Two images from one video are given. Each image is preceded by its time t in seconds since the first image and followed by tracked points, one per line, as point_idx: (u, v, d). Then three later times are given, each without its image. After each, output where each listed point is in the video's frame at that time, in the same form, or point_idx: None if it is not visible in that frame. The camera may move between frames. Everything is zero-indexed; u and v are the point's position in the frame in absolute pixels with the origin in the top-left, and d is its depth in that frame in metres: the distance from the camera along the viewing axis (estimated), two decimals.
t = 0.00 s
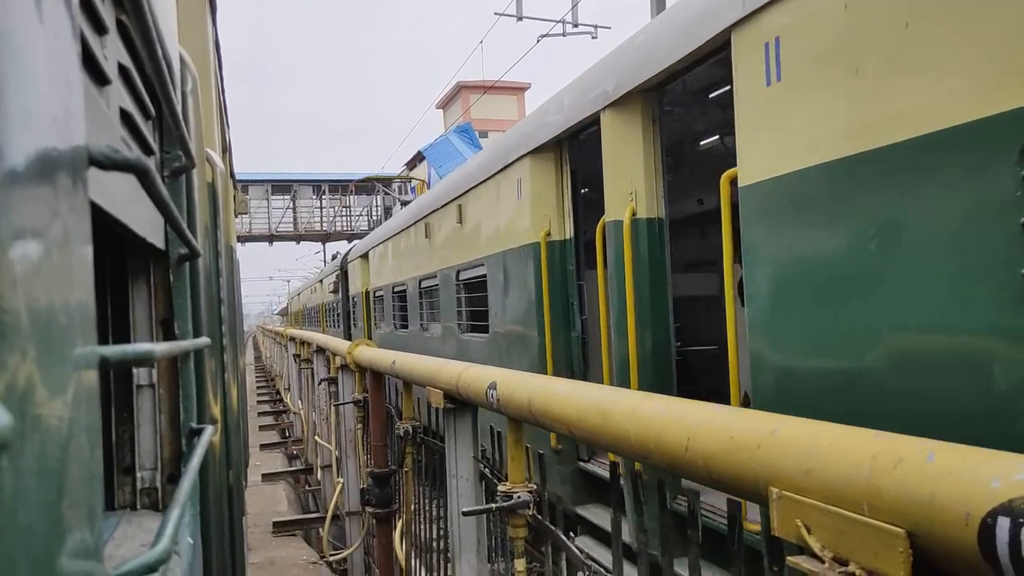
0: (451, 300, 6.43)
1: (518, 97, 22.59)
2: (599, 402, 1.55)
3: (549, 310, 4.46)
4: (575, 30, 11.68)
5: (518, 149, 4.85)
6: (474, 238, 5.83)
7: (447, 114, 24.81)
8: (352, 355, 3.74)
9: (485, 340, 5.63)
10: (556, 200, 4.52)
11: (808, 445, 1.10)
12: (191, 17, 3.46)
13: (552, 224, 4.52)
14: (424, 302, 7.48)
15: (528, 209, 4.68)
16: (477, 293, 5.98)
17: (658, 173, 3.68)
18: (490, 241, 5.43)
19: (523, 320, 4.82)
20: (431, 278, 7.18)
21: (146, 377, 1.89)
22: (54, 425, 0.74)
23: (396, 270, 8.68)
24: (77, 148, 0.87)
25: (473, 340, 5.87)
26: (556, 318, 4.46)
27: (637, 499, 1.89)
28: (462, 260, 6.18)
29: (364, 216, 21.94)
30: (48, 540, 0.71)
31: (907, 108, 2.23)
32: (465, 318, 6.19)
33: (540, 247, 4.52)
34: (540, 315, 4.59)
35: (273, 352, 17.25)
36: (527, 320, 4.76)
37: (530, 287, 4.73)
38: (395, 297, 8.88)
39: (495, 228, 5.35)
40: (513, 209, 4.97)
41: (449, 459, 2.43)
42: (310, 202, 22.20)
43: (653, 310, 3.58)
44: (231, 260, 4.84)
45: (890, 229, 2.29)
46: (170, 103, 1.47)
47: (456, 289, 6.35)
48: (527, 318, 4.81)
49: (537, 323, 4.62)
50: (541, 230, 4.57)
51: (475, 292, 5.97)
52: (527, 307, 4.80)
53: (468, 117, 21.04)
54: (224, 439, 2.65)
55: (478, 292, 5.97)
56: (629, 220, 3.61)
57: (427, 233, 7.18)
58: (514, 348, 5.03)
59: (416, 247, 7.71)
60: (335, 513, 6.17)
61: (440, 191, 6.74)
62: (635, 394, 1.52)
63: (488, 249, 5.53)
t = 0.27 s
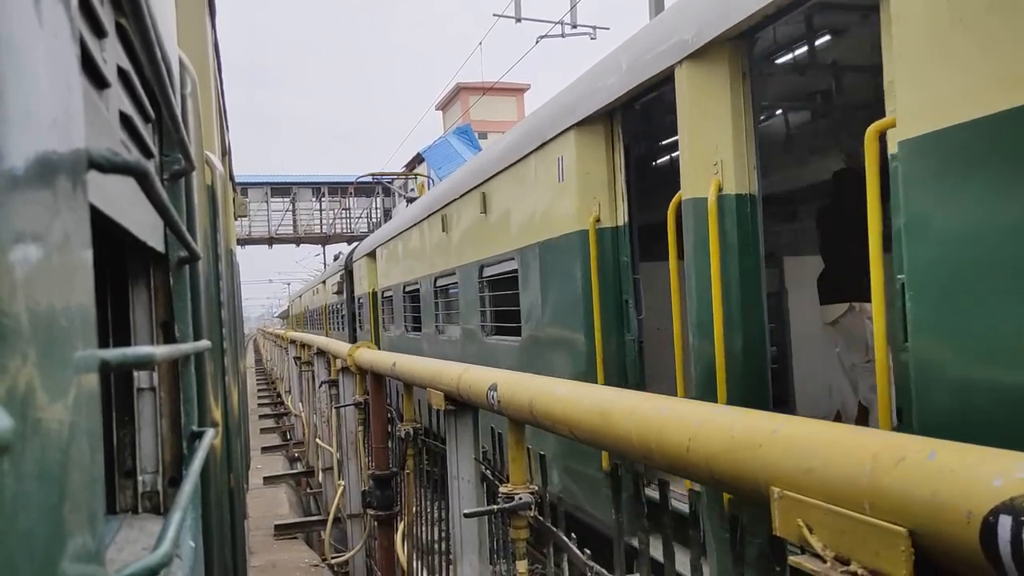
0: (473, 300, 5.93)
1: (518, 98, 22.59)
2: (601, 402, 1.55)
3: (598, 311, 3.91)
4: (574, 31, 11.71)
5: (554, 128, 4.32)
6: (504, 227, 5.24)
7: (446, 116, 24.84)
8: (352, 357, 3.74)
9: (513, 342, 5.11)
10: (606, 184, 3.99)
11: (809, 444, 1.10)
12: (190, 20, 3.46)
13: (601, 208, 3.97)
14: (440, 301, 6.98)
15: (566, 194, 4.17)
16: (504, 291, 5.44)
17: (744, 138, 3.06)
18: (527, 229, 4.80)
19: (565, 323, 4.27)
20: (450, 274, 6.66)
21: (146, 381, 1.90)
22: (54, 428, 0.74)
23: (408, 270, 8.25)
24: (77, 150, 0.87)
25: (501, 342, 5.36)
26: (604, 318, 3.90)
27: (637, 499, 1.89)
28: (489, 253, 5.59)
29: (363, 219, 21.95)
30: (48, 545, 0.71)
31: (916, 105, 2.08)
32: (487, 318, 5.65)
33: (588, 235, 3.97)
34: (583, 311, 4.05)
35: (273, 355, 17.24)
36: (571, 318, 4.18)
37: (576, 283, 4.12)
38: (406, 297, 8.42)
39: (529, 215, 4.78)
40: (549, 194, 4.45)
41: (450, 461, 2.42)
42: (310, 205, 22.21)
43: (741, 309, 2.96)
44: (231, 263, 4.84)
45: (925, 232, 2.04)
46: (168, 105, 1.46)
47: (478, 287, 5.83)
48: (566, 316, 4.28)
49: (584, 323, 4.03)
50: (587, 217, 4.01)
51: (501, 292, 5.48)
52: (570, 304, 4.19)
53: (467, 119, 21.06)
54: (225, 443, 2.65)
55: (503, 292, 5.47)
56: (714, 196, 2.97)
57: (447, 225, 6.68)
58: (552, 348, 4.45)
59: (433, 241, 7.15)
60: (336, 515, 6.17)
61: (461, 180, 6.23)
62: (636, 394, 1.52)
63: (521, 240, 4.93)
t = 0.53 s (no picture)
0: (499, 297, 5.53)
1: (517, 99, 22.58)
2: (602, 403, 1.55)
3: (661, 305, 3.54)
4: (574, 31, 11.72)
5: (602, 102, 3.95)
6: (541, 215, 4.80)
7: (446, 117, 24.83)
8: (353, 359, 3.74)
9: (548, 344, 4.75)
10: (671, 158, 3.62)
11: (810, 444, 1.10)
12: (190, 22, 3.46)
13: (663, 187, 3.60)
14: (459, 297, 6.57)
15: (619, 175, 3.77)
16: (536, 289, 5.05)
17: (871, 86, 2.50)
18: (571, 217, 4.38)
19: (620, 320, 3.87)
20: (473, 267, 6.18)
21: (147, 382, 1.90)
22: (55, 429, 0.74)
23: (422, 264, 7.86)
24: (77, 150, 0.87)
25: (535, 343, 4.98)
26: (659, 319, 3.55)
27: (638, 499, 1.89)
28: (524, 244, 5.13)
29: (364, 220, 21.95)
30: (48, 547, 0.71)
31: None
32: (516, 318, 5.28)
33: (649, 220, 3.57)
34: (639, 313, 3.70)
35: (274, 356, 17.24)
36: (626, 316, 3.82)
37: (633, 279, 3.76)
38: (420, 295, 8.07)
39: (573, 200, 4.36)
40: (595, 178, 4.07)
41: (451, 462, 2.42)
42: (310, 206, 22.21)
43: (872, 300, 2.43)
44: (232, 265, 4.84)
45: None
46: (168, 106, 1.46)
47: (505, 283, 5.44)
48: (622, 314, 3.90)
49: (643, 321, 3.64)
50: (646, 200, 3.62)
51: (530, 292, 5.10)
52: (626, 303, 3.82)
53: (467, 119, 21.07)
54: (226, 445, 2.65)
55: (536, 291, 5.08)
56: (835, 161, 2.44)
57: (469, 215, 6.23)
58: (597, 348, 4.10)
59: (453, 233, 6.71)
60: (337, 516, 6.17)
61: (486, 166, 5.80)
62: (637, 394, 1.52)
63: (560, 229, 4.51)
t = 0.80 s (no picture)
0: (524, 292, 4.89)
1: (518, 98, 22.57)
2: (602, 403, 1.55)
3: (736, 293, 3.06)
4: (574, 32, 11.75)
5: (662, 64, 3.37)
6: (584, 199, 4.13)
7: (446, 116, 24.81)
8: (352, 357, 3.74)
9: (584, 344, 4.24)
10: (746, 124, 3.10)
11: (811, 445, 1.10)
12: (190, 21, 3.46)
13: (739, 161, 3.08)
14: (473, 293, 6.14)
15: (687, 146, 3.21)
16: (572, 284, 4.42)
17: None
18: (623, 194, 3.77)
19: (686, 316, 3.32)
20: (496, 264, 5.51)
21: (146, 381, 1.90)
22: (55, 428, 0.74)
23: (427, 260, 7.40)
24: (77, 149, 0.87)
25: (575, 344, 4.35)
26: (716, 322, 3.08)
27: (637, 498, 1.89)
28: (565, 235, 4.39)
29: (364, 219, 21.94)
30: (47, 547, 0.71)
31: None
32: (546, 316, 4.70)
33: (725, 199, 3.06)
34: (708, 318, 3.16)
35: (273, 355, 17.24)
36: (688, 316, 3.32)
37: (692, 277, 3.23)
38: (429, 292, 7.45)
39: (626, 179, 3.73)
40: (661, 145, 3.41)
41: (451, 461, 2.42)
42: (310, 205, 22.21)
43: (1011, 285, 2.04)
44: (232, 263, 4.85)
45: None
46: (168, 104, 1.45)
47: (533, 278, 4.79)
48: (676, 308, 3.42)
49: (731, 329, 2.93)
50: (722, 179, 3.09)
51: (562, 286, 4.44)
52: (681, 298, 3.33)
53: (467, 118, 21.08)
54: (225, 444, 2.65)
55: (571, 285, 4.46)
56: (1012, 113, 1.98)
57: (489, 208, 5.57)
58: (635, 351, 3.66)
59: (469, 228, 6.07)
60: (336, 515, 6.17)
61: (501, 154, 5.30)
62: (638, 394, 1.52)
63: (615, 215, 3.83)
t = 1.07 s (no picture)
0: (550, 290, 4.28)
1: (518, 99, 22.58)
2: (599, 404, 1.55)
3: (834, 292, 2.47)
4: (574, 34, 11.77)
5: (740, 16, 2.74)
6: (647, 173, 3.35)
7: (446, 117, 24.80)
8: (350, 358, 3.74)
9: (632, 350, 3.51)
10: (844, 90, 2.52)
11: (808, 446, 1.10)
12: (190, 20, 3.47)
13: (834, 130, 2.50)
14: (491, 292, 5.43)
15: (731, 127, 2.82)
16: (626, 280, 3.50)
17: None
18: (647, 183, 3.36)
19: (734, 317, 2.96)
20: (524, 258, 4.68)
21: (145, 381, 1.89)
22: (53, 427, 0.74)
23: (439, 255, 6.58)
24: (76, 149, 0.87)
25: (613, 349, 3.70)
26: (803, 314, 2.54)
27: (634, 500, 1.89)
28: (617, 220, 3.60)
29: (363, 219, 21.93)
30: (45, 546, 0.71)
31: None
32: (576, 317, 4.06)
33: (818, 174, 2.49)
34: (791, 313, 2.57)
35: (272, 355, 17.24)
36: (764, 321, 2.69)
37: (789, 261, 2.59)
38: (441, 292, 6.69)
39: (677, 157, 3.14)
40: (694, 130, 3.03)
41: (449, 462, 2.42)
42: (309, 205, 22.20)
43: None
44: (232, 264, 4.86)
45: None
46: (167, 103, 1.45)
47: (561, 274, 4.15)
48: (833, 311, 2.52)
49: (804, 325, 2.53)
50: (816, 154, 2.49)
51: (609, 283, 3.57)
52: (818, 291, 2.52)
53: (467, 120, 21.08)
54: (223, 444, 2.65)
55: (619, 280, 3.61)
56: None
57: (516, 195, 4.80)
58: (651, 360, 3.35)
59: (491, 221, 5.25)
60: (334, 515, 6.17)
61: (538, 126, 4.42)
62: (635, 395, 1.52)
63: (648, 205, 3.34)
